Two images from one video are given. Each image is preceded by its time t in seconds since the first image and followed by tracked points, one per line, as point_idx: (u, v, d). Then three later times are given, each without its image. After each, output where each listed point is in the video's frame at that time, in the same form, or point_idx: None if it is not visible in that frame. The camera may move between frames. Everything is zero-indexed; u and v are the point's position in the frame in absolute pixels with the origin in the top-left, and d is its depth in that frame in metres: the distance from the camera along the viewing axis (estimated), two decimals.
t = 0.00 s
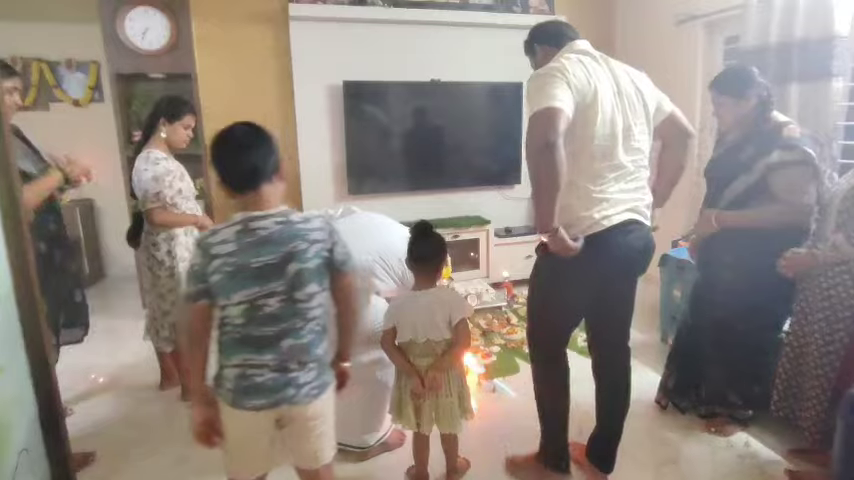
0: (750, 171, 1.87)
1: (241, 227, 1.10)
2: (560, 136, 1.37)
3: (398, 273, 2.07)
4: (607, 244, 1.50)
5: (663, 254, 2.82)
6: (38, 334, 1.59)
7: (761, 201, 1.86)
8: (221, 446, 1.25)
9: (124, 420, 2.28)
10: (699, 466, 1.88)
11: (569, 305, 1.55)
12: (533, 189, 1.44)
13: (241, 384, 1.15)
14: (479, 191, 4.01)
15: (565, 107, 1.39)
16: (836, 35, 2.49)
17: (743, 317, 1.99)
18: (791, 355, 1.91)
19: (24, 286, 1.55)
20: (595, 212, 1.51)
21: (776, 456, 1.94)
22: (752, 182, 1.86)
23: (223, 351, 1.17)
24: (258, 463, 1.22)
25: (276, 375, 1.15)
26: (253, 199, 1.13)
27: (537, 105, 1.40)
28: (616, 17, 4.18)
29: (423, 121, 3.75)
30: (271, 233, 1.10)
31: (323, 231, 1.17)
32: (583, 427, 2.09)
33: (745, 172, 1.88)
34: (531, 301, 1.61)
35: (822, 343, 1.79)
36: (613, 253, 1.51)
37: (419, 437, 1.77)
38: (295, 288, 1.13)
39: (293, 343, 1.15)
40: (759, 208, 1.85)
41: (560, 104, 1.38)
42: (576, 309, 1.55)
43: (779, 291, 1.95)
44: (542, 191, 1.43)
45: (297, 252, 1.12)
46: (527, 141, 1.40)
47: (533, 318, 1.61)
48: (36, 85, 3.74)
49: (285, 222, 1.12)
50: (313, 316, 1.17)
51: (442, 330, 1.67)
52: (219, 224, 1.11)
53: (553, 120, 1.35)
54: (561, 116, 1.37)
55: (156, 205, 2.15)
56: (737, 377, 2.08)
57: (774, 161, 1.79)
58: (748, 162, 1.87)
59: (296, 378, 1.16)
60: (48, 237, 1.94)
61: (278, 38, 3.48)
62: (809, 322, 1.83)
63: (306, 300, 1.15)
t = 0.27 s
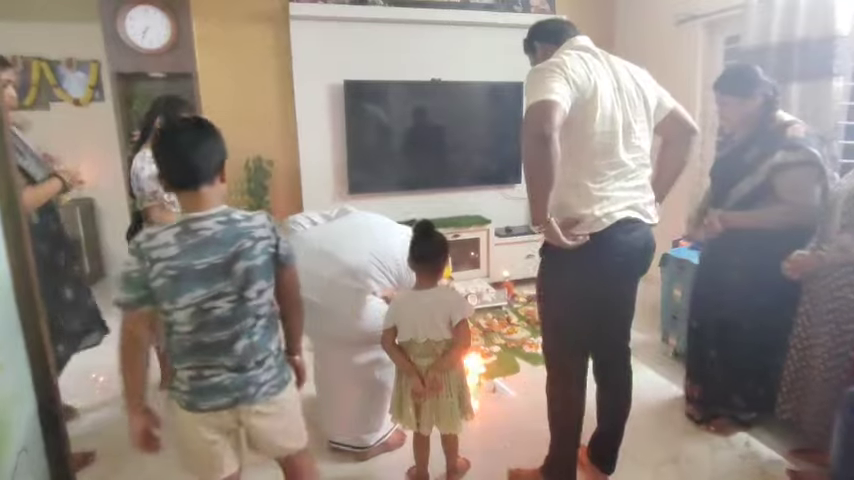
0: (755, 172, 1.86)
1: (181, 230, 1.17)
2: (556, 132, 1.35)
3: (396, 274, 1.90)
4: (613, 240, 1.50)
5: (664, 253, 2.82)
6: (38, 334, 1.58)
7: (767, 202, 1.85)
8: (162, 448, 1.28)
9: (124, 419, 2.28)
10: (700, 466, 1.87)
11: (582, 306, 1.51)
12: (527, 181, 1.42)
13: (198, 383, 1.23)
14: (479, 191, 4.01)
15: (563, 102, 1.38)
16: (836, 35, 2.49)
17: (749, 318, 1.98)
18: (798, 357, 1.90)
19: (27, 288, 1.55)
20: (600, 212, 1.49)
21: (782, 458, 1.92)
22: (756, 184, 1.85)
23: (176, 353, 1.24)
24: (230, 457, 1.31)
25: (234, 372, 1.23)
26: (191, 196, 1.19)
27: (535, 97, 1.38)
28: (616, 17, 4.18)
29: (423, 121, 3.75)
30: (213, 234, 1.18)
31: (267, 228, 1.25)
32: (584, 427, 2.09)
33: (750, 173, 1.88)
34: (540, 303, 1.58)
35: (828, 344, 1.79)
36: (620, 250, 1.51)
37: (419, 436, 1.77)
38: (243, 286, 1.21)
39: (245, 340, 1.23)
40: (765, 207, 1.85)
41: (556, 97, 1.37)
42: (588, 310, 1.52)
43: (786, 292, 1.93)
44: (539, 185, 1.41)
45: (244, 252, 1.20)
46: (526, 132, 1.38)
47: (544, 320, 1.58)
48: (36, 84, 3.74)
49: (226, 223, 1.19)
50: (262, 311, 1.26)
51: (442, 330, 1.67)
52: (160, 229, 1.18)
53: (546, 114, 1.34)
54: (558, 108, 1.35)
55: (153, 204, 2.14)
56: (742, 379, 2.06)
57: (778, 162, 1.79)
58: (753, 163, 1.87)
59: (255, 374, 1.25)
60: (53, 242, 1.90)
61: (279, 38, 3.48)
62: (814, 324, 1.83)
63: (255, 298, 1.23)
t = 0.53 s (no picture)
0: (758, 171, 1.86)
1: (158, 229, 1.19)
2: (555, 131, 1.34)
3: (392, 263, 1.89)
4: (612, 239, 1.50)
5: (666, 253, 2.82)
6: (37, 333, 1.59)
7: (770, 201, 1.85)
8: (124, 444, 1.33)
9: (125, 418, 2.28)
10: (701, 466, 1.87)
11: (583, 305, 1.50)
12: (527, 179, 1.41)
13: (194, 380, 1.26)
14: (480, 191, 4.01)
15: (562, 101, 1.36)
16: (838, 35, 2.48)
17: (754, 318, 1.97)
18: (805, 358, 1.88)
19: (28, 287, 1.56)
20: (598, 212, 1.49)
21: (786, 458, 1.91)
22: (761, 182, 1.85)
23: (166, 355, 1.26)
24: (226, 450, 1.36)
25: (228, 363, 1.28)
26: (165, 195, 1.22)
27: (532, 97, 1.36)
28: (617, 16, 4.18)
29: (425, 120, 3.74)
30: (192, 230, 1.21)
31: (243, 220, 1.30)
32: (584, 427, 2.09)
33: (753, 172, 1.88)
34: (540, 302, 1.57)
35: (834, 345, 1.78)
36: (619, 249, 1.51)
37: (419, 436, 1.76)
38: (227, 279, 1.26)
39: (238, 332, 1.29)
40: (767, 208, 1.85)
41: (555, 96, 1.35)
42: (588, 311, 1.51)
43: (790, 294, 1.93)
44: (538, 184, 1.39)
45: (226, 245, 1.24)
46: (524, 130, 1.36)
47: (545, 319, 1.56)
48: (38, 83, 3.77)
49: (204, 219, 1.23)
50: (248, 301, 1.31)
51: (443, 329, 1.67)
52: (135, 230, 1.19)
53: (546, 114, 1.32)
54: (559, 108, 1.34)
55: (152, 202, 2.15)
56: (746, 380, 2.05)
57: (782, 159, 1.79)
58: (755, 162, 1.87)
59: (247, 362, 1.32)
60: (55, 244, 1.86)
61: (280, 37, 3.48)
62: (820, 324, 1.82)
63: (240, 289, 1.28)
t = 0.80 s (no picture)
0: (763, 170, 1.86)
1: (166, 224, 1.20)
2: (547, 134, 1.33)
3: (394, 235, 1.85)
4: (610, 235, 1.50)
5: (669, 253, 2.81)
6: (42, 329, 1.60)
7: (774, 200, 1.84)
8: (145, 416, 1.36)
9: (129, 415, 2.29)
10: (703, 466, 1.87)
11: (582, 302, 1.50)
12: (518, 180, 1.41)
13: (195, 371, 1.28)
14: (483, 190, 4.01)
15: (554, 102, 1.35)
16: (843, 35, 2.48)
17: (758, 316, 1.96)
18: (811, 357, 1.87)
19: (34, 282, 1.57)
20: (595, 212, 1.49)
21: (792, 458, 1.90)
22: (765, 182, 1.85)
23: (168, 347, 1.27)
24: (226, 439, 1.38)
25: (229, 354, 1.33)
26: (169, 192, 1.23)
27: (524, 99, 1.35)
28: (621, 17, 4.17)
29: (428, 120, 3.74)
30: (198, 226, 1.23)
31: (244, 219, 1.34)
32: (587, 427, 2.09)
33: (758, 171, 1.87)
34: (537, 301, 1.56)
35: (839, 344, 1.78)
36: (616, 245, 1.52)
37: (422, 434, 1.77)
38: (230, 274, 1.30)
39: (239, 324, 1.34)
40: (769, 207, 1.83)
41: (547, 98, 1.34)
42: (588, 307, 1.51)
43: (793, 293, 1.93)
44: (530, 185, 1.39)
45: (230, 242, 1.29)
46: (516, 132, 1.35)
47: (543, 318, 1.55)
48: (43, 81, 3.79)
49: (208, 215, 1.26)
50: (247, 296, 1.36)
51: (447, 327, 1.67)
52: (142, 225, 1.19)
53: (537, 118, 1.32)
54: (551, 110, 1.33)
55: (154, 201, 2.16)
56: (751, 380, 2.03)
57: (787, 157, 1.78)
58: (759, 162, 1.87)
59: (244, 353, 1.37)
60: (70, 240, 1.85)
61: (284, 36, 3.49)
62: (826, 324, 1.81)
63: (241, 283, 1.33)
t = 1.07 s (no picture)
0: (772, 167, 1.85)
1: (180, 217, 1.28)
2: (533, 143, 1.34)
3: (395, 214, 1.88)
4: (608, 235, 1.52)
5: (671, 255, 2.82)
6: (46, 329, 1.61)
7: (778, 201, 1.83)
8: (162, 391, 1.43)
9: (133, 414, 2.30)
10: (706, 467, 1.87)
11: (581, 302, 1.51)
12: (505, 188, 1.41)
13: (199, 352, 1.34)
14: (486, 190, 4.01)
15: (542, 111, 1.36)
16: (847, 35, 2.48)
17: (760, 315, 1.96)
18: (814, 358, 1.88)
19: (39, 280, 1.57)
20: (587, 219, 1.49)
21: (800, 461, 1.89)
22: (775, 177, 1.84)
23: (172, 329, 1.33)
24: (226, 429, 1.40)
25: (232, 342, 1.37)
26: (191, 188, 1.31)
27: (514, 108, 1.36)
28: (624, 16, 4.17)
29: (431, 120, 3.75)
30: (208, 221, 1.30)
31: (254, 218, 1.39)
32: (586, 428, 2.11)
33: (766, 169, 1.87)
34: (535, 301, 1.56)
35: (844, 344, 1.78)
36: (613, 245, 1.52)
37: (425, 433, 1.77)
38: (235, 267, 1.34)
39: (239, 314, 1.37)
40: (771, 209, 1.83)
41: (536, 107, 1.35)
42: (586, 306, 1.52)
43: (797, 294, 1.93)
44: (516, 193, 1.40)
45: (237, 236, 1.34)
46: (504, 141, 1.36)
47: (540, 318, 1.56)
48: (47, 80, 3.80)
49: (219, 212, 1.31)
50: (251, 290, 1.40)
51: (451, 327, 1.67)
52: (159, 215, 1.27)
53: (524, 127, 1.33)
54: (537, 119, 1.34)
55: (156, 200, 2.17)
56: (755, 381, 2.03)
57: (797, 155, 1.78)
58: (767, 161, 1.86)
59: (248, 342, 1.40)
60: (80, 238, 1.86)
61: (288, 36, 3.50)
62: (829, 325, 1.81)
63: (244, 277, 1.37)
